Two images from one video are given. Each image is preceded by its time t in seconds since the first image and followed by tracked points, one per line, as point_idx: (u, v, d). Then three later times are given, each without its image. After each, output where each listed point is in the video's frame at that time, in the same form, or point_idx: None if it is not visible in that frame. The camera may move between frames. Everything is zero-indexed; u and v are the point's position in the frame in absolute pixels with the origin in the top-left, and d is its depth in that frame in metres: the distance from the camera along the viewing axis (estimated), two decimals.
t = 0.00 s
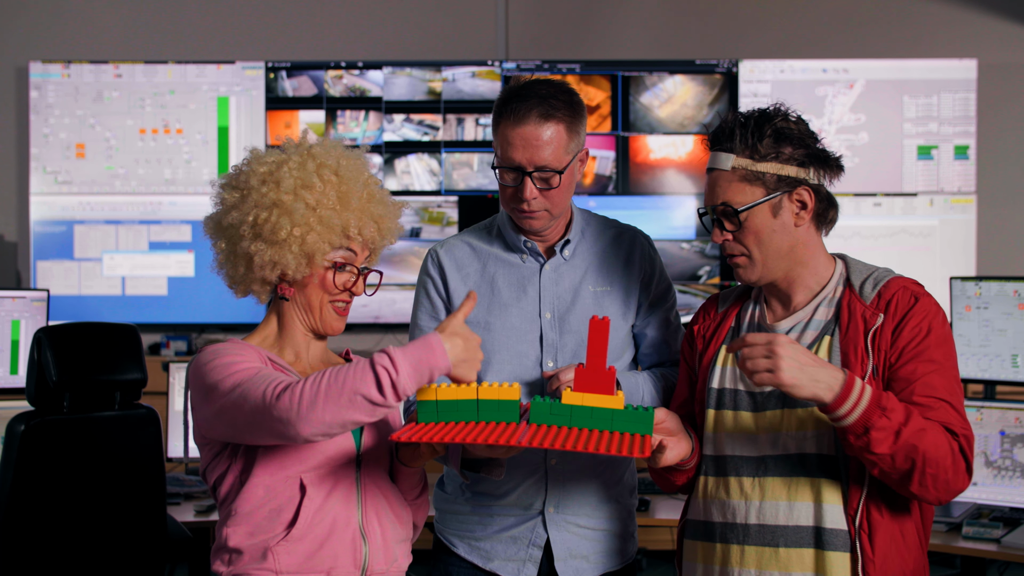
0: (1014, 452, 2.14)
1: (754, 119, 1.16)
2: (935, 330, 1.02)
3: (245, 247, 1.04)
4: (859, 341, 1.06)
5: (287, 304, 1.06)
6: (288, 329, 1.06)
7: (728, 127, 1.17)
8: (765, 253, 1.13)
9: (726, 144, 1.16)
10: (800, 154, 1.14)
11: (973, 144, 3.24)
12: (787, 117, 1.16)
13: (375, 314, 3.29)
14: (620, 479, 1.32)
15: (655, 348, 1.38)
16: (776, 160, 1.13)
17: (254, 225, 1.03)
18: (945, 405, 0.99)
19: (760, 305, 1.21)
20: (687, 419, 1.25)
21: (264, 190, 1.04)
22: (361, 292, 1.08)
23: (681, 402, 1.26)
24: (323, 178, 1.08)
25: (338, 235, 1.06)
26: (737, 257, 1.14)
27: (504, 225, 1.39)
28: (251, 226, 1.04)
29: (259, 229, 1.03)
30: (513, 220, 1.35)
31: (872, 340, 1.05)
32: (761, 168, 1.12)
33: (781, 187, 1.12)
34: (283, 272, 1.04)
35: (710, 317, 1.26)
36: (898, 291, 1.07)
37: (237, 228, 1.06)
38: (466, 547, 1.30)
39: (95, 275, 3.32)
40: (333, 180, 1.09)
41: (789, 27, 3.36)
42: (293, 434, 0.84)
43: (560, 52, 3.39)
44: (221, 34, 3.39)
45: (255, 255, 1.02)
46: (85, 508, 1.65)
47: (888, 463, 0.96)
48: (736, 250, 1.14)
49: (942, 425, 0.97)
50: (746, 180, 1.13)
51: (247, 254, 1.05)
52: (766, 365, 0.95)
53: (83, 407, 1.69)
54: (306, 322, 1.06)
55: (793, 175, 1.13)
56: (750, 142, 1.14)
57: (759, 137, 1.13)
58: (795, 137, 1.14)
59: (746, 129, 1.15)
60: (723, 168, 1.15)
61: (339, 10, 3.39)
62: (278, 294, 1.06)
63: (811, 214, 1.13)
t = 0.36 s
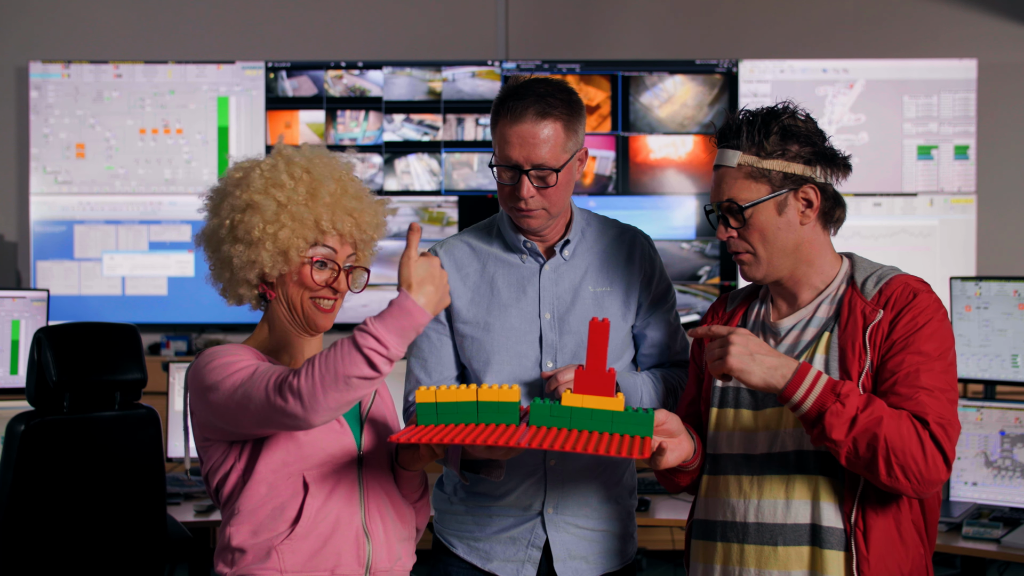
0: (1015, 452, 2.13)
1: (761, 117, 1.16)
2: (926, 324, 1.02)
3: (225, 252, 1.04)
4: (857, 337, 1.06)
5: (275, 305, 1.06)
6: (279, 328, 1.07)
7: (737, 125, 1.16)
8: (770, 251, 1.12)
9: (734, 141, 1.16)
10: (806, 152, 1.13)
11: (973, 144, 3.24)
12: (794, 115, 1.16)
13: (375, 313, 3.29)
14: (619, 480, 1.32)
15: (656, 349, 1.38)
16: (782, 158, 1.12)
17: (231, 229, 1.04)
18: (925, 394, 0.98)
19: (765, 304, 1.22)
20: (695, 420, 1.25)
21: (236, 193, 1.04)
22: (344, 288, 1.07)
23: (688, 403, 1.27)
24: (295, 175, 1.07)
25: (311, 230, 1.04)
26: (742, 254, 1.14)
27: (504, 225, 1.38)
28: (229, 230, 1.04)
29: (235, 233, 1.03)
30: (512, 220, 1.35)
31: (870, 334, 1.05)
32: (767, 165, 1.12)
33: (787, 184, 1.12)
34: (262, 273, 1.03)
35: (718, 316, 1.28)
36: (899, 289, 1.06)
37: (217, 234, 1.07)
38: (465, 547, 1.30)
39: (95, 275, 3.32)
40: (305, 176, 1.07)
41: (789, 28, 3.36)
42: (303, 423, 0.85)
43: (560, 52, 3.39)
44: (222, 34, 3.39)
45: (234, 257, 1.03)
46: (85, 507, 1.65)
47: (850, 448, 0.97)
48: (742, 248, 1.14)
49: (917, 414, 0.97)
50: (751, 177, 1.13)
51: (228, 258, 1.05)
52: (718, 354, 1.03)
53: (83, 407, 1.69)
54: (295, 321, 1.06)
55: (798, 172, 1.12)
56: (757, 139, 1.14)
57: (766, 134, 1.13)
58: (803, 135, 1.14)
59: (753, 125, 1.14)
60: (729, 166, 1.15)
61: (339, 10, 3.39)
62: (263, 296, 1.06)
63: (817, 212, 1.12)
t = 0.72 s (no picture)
0: (1015, 453, 2.13)
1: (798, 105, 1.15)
2: (925, 330, 1.01)
3: (224, 257, 1.05)
4: (853, 338, 1.06)
5: (281, 304, 1.06)
6: (288, 329, 1.06)
7: (774, 107, 1.16)
8: (767, 238, 1.14)
9: (767, 122, 1.15)
10: (827, 152, 1.12)
11: (973, 144, 3.24)
12: (836, 116, 1.14)
13: (375, 314, 3.29)
14: (618, 480, 1.32)
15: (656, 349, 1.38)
16: (800, 151, 1.12)
17: (227, 232, 1.04)
18: (915, 399, 0.97)
19: (770, 302, 1.22)
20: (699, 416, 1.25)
21: (226, 196, 1.04)
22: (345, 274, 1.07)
23: (693, 399, 1.26)
24: (282, 169, 1.07)
25: (305, 220, 1.04)
26: (740, 233, 1.17)
27: (503, 225, 1.38)
28: (225, 234, 1.04)
29: (231, 235, 1.04)
30: (508, 219, 1.35)
31: (866, 336, 1.05)
32: (784, 154, 1.12)
33: (798, 178, 1.12)
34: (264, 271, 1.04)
35: (724, 313, 1.28)
36: (899, 292, 1.05)
37: (213, 242, 1.08)
38: (463, 548, 1.30)
39: (95, 275, 3.32)
40: (292, 170, 1.07)
41: (789, 27, 3.36)
42: (290, 445, 0.84)
43: (560, 52, 3.39)
44: (222, 34, 3.39)
45: (233, 260, 1.03)
46: (85, 508, 1.66)
47: (834, 451, 0.97)
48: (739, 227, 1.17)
49: (904, 419, 0.97)
50: (765, 162, 1.14)
51: (228, 262, 1.05)
52: (709, 348, 1.05)
53: (83, 407, 1.69)
54: (306, 319, 1.06)
55: (813, 171, 1.11)
56: (784, 128, 1.14)
57: (795, 124, 1.13)
58: (830, 136, 1.13)
59: (787, 113, 1.14)
60: (751, 146, 1.16)
61: (339, 10, 3.39)
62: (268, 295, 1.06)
63: (824, 212, 1.11)
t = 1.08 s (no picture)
0: (1015, 453, 2.13)
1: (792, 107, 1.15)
2: (927, 334, 1.01)
3: (231, 250, 1.02)
4: (853, 341, 1.06)
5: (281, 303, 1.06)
6: (282, 326, 1.06)
7: (766, 109, 1.16)
8: (764, 241, 1.14)
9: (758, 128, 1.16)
10: (822, 154, 1.12)
11: (973, 144, 3.24)
12: (828, 116, 1.14)
13: (375, 314, 3.29)
14: (616, 480, 1.32)
15: (655, 349, 1.37)
16: (795, 152, 1.12)
17: (239, 227, 1.01)
18: (922, 404, 0.97)
19: (768, 303, 1.23)
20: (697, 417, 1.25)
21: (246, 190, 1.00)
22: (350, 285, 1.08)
23: (690, 400, 1.26)
24: (306, 173, 1.04)
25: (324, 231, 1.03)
26: (737, 236, 1.17)
27: (502, 225, 1.38)
28: (235, 228, 1.01)
29: (244, 232, 1.01)
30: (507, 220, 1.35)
31: (865, 339, 1.05)
32: (778, 157, 1.12)
33: (792, 181, 1.12)
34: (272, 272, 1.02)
35: (722, 314, 1.28)
36: (898, 294, 1.05)
37: (222, 230, 1.03)
38: (462, 550, 1.30)
39: (95, 275, 3.32)
40: (317, 176, 1.04)
41: (788, 27, 3.36)
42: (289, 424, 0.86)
43: (560, 52, 3.39)
44: (221, 34, 3.39)
45: (242, 256, 1.01)
46: (85, 507, 1.66)
47: (845, 459, 0.97)
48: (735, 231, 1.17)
49: (914, 424, 0.96)
50: (759, 166, 1.13)
51: (234, 256, 1.02)
52: (714, 356, 1.04)
53: (83, 408, 1.68)
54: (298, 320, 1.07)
55: (808, 173, 1.11)
56: (777, 130, 1.14)
57: (787, 127, 1.13)
58: (824, 137, 1.13)
59: (779, 114, 1.14)
60: (744, 149, 1.16)
61: (339, 10, 3.39)
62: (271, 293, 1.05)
63: (819, 216, 1.11)
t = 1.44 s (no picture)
0: (1015, 453, 2.13)
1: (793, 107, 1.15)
2: (930, 333, 1.00)
3: (218, 240, 1.02)
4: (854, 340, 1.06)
5: (276, 287, 1.06)
6: (283, 313, 1.06)
7: (769, 108, 1.16)
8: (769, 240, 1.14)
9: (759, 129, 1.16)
10: (826, 155, 1.12)
11: (973, 144, 3.24)
12: (830, 117, 1.15)
13: (375, 314, 3.29)
14: (615, 480, 1.31)
15: (655, 350, 1.37)
16: (799, 153, 1.12)
17: (221, 215, 1.02)
18: (930, 401, 0.96)
19: (766, 303, 1.18)
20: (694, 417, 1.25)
21: (218, 175, 1.02)
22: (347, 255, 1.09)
23: (689, 400, 1.26)
24: (274, 148, 1.07)
25: (303, 200, 1.05)
26: (738, 239, 1.15)
27: (501, 225, 1.38)
28: (217, 216, 1.02)
29: (226, 218, 1.02)
30: (507, 220, 1.35)
31: (866, 337, 1.05)
32: (782, 157, 1.11)
33: (797, 181, 1.11)
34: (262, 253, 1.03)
35: (720, 314, 1.25)
36: (899, 293, 1.06)
37: (204, 227, 1.04)
38: (462, 550, 1.30)
39: (95, 275, 3.32)
40: (286, 148, 1.07)
41: (789, 27, 3.35)
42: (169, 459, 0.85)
43: (560, 52, 3.39)
44: (221, 34, 3.39)
45: (229, 243, 1.02)
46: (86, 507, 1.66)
47: (862, 439, 0.92)
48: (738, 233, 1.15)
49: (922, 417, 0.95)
50: (763, 164, 1.13)
51: (222, 247, 1.03)
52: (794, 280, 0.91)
53: (83, 407, 1.68)
54: (300, 299, 1.06)
55: (813, 173, 1.11)
56: (780, 130, 1.14)
57: (792, 127, 1.13)
58: (827, 138, 1.13)
59: (783, 114, 1.14)
60: (746, 148, 1.15)
61: (339, 10, 3.39)
62: (263, 279, 1.05)
63: (820, 216, 1.12)
